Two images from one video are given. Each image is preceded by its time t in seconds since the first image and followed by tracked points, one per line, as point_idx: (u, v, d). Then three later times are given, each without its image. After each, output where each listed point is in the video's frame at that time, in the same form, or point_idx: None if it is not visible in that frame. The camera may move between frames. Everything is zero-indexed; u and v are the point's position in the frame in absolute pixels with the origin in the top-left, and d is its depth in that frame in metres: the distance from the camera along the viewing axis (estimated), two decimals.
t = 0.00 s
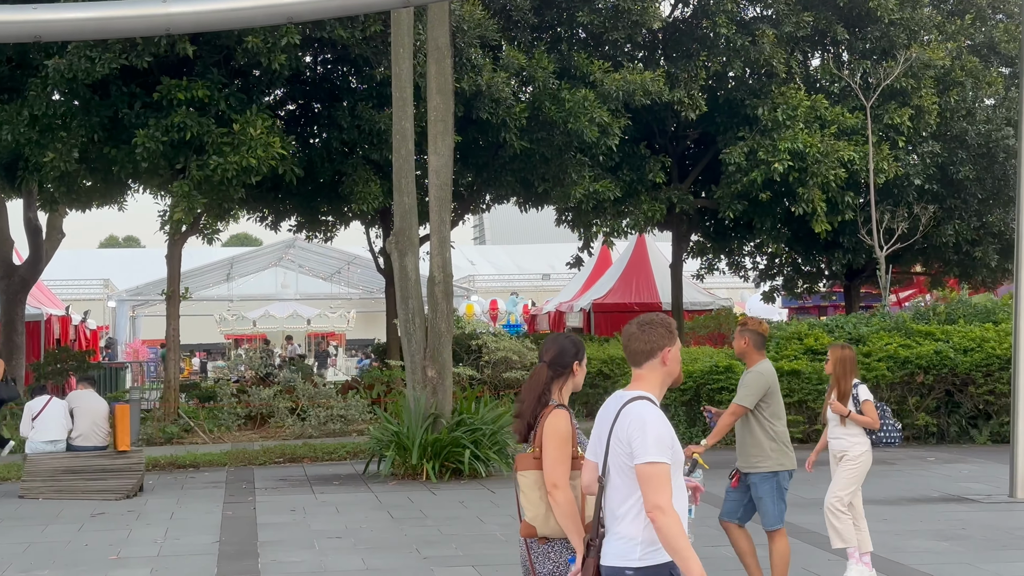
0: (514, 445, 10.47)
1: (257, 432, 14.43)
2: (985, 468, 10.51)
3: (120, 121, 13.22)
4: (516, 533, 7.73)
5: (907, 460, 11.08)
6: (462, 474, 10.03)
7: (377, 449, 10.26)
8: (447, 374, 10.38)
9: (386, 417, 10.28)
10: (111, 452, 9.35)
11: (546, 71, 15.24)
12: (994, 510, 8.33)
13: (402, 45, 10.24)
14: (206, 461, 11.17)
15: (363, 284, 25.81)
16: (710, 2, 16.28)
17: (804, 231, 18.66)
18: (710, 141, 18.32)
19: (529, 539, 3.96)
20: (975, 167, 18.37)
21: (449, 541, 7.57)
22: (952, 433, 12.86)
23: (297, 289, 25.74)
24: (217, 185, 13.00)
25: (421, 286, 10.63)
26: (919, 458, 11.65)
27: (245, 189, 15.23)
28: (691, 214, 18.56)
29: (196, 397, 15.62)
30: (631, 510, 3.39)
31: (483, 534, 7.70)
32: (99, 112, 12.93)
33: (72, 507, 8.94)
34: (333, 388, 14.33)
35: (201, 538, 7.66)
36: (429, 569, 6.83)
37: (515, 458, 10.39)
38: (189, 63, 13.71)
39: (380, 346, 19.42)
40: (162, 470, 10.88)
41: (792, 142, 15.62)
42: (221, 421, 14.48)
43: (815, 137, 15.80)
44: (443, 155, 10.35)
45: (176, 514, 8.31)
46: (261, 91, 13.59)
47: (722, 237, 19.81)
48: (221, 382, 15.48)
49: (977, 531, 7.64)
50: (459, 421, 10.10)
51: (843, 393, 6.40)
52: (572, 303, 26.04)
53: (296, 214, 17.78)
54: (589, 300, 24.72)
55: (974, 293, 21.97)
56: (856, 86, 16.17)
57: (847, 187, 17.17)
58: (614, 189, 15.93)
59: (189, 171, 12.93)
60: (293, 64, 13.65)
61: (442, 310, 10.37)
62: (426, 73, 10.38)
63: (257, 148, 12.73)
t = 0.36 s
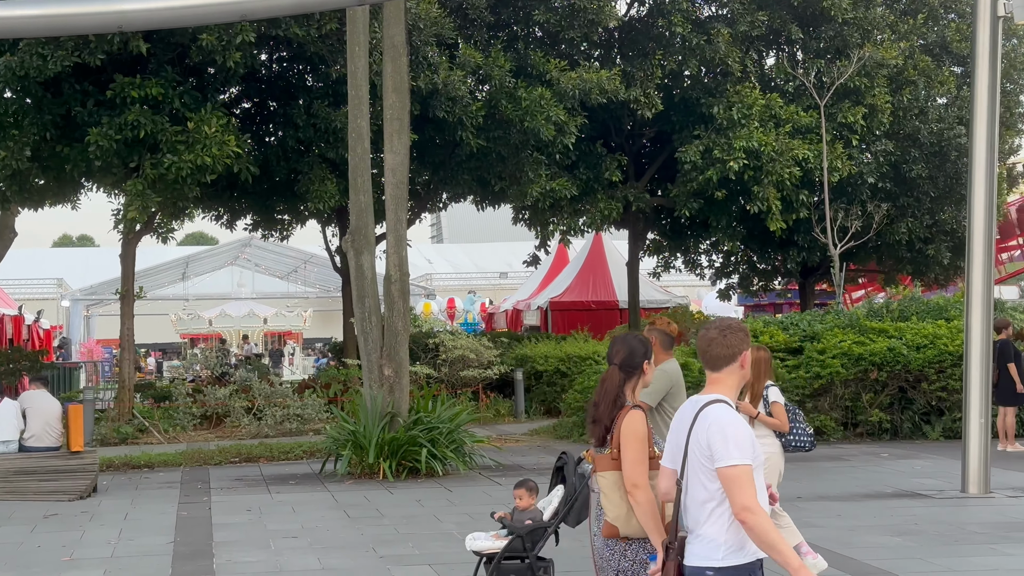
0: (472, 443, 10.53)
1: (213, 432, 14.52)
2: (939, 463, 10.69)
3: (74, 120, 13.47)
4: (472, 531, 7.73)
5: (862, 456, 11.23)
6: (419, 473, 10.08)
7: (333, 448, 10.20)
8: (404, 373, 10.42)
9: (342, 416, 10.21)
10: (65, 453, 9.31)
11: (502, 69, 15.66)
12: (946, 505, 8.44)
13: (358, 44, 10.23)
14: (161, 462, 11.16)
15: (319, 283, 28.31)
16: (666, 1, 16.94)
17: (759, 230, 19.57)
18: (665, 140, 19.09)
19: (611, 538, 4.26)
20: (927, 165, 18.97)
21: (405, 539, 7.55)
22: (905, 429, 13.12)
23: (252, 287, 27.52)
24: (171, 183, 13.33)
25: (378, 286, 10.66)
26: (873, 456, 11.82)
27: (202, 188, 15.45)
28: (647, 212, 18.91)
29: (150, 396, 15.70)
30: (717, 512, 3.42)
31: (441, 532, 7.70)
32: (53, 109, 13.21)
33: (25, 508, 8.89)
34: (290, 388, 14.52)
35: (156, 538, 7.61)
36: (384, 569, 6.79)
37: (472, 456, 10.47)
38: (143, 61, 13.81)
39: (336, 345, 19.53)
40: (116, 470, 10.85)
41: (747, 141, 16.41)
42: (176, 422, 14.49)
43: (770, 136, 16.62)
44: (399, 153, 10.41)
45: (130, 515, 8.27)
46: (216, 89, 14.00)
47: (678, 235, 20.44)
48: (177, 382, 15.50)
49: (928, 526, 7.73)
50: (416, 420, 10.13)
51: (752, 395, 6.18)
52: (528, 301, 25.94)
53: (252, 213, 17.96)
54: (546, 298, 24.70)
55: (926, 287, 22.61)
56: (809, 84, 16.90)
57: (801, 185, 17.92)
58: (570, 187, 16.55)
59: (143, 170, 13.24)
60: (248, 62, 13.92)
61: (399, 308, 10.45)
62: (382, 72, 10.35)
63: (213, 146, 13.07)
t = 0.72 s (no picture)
0: (439, 443, 10.54)
1: (178, 433, 14.54)
2: (903, 461, 10.80)
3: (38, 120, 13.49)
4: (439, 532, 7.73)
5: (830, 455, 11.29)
6: (386, 474, 10.07)
7: (300, 449, 10.26)
8: (371, 373, 10.50)
9: (309, 418, 10.28)
10: (29, 455, 9.26)
11: (469, 69, 15.79)
12: (911, 503, 8.50)
13: (324, 44, 10.21)
14: (126, 464, 11.12)
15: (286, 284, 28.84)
16: (632, 2, 17.36)
17: (726, 229, 20.01)
18: (632, 139, 19.56)
19: (665, 534, 4.21)
20: (892, 164, 19.67)
21: (372, 541, 7.53)
22: (869, 426, 13.23)
23: (219, 287, 27.72)
24: (136, 183, 13.36)
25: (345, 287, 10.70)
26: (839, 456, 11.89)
27: (167, 188, 15.52)
28: (614, 212, 19.41)
29: (115, 398, 15.67)
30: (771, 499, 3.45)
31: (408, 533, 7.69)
32: (16, 110, 13.22)
33: None
34: (255, 388, 14.44)
35: (120, 541, 7.56)
36: (350, 570, 6.77)
37: (439, 456, 10.47)
38: (107, 62, 13.83)
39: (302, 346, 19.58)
40: (80, 473, 10.79)
41: (713, 142, 16.67)
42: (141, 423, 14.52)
43: (736, 136, 16.88)
44: (364, 154, 10.44)
45: (94, 517, 8.24)
46: (180, 89, 14.00)
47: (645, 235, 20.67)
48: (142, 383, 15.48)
49: (893, 525, 7.75)
50: (383, 420, 10.16)
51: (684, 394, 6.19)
52: (496, 302, 25.96)
53: (218, 213, 18.02)
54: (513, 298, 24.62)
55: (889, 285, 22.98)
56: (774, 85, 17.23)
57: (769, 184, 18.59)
58: (537, 187, 16.83)
59: (106, 171, 13.29)
60: (214, 62, 14.04)
61: (365, 309, 10.51)
62: (347, 73, 10.41)
63: (178, 146, 13.15)
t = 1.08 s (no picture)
0: (405, 445, 10.57)
1: (143, 437, 14.55)
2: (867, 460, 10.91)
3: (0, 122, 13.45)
4: (405, 535, 7.72)
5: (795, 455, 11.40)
6: (352, 476, 10.10)
7: (265, 452, 10.30)
8: (337, 375, 10.49)
9: (274, 421, 10.34)
10: None
11: (435, 71, 15.90)
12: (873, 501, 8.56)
13: (289, 45, 10.24)
14: (89, 467, 11.05)
15: (253, 286, 28.21)
16: (597, 4, 17.64)
17: (691, 230, 20.14)
18: (598, 141, 19.74)
19: (732, 527, 4.15)
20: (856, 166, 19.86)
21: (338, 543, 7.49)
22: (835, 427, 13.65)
23: (184, 290, 27.93)
24: (99, 186, 13.32)
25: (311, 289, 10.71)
26: (805, 457, 12.01)
27: (130, 191, 15.56)
28: (580, 213, 19.67)
29: (79, 403, 15.59)
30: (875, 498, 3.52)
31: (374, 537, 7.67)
32: None
33: None
34: (220, 391, 14.64)
35: (83, 546, 7.50)
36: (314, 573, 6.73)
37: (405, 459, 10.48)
38: (70, 63, 13.91)
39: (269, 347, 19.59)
40: (42, 477, 10.72)
41: (679, 143, 16.93)
42: (105, 427, 14.50)
43: (701, 137, 17.16)
44: (330, 156, 10.49)
45: (57, 521, 8.19)
46: (144, 90, 14.04)
47: (611, 236, 21.05)
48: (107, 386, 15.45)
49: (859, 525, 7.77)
50: (349, 423, 10.21)
51: (604, 398, 6.47)
52: (462, 303, 26.12)
53: (182, 216, 18.04)
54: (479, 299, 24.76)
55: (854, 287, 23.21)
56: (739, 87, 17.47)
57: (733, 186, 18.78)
58: (503, 188, 16.90)
59: (69, 172, 13.23)
60: (178, 62, 14.13)
61: (331, 311, 10.52)
62: (313, 74, 10.43)
63: (141, 148, 13.13)
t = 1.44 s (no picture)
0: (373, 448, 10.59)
1: (109, 441, 14.61)
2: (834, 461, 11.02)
3: None
4: (371, 538, 7.73)
5: (763, 457, 11.53)
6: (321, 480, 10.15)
7: (232, 456, 10.24)
8: (304, 379, 10.65)
9: (241, 425, 10.31)
10: None
11: (403, 75, 16.00)
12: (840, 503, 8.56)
13: (256, 49, 10.33)
14: (54, 472, 10.99)
15: (221, 291, 29.70)
16: (566, 8, 17.77)
17: (660, 233, 20.33)
18: (567, 144, 19.95)
19: (795, 534, 4.25)
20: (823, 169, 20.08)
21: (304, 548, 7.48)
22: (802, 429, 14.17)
23: (152, 294, 28.86)
24: (65, 190, 13.31)
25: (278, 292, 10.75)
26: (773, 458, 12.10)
27: (98, 194, 15.66)
28: (549, 216, 20.01)
29: (45, 407, 15.53)
30: (936, 506, 3.63)
31: (341, 541, 7.67)
32: None
33: None
34: (188, 396, 14.76)
35: (47, 551, 7.45)
36: None
37: (372, 463, 10.56)
38: (36, 66, 14.00)
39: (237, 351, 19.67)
40: (6, 482, 10.66)
41: (647, 146, 17.16)
42: (71, 431, 14.46)
43: (670, 141, 17.42)
44: (297, 159, 10.60)
45: (22, 527, 8.14)
46: (111, 93, 14.09)
47: (581, 239, 21.30)
48: (74, 391, 15.45)
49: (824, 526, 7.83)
50: (317, 427, 10.21)
51: (537, 400, 6.54)
52: (433, 308, 26.40)
53: (149, 219, 18.14)
54: (449, 304, 25.20)
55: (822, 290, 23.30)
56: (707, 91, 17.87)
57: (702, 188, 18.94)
58: (472, 192, 16.97)
59: (34, 175, 13.19)
60: (144, 66, 14.16)
61: (299, 315, 10.65)
62: (281, 78, 10.48)
63: (108, 152, 13.13)
